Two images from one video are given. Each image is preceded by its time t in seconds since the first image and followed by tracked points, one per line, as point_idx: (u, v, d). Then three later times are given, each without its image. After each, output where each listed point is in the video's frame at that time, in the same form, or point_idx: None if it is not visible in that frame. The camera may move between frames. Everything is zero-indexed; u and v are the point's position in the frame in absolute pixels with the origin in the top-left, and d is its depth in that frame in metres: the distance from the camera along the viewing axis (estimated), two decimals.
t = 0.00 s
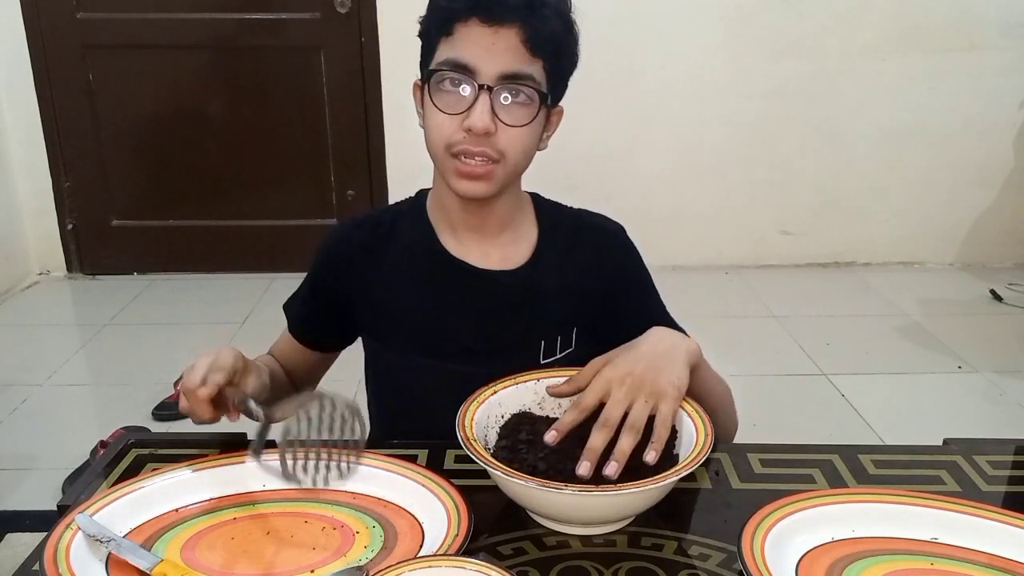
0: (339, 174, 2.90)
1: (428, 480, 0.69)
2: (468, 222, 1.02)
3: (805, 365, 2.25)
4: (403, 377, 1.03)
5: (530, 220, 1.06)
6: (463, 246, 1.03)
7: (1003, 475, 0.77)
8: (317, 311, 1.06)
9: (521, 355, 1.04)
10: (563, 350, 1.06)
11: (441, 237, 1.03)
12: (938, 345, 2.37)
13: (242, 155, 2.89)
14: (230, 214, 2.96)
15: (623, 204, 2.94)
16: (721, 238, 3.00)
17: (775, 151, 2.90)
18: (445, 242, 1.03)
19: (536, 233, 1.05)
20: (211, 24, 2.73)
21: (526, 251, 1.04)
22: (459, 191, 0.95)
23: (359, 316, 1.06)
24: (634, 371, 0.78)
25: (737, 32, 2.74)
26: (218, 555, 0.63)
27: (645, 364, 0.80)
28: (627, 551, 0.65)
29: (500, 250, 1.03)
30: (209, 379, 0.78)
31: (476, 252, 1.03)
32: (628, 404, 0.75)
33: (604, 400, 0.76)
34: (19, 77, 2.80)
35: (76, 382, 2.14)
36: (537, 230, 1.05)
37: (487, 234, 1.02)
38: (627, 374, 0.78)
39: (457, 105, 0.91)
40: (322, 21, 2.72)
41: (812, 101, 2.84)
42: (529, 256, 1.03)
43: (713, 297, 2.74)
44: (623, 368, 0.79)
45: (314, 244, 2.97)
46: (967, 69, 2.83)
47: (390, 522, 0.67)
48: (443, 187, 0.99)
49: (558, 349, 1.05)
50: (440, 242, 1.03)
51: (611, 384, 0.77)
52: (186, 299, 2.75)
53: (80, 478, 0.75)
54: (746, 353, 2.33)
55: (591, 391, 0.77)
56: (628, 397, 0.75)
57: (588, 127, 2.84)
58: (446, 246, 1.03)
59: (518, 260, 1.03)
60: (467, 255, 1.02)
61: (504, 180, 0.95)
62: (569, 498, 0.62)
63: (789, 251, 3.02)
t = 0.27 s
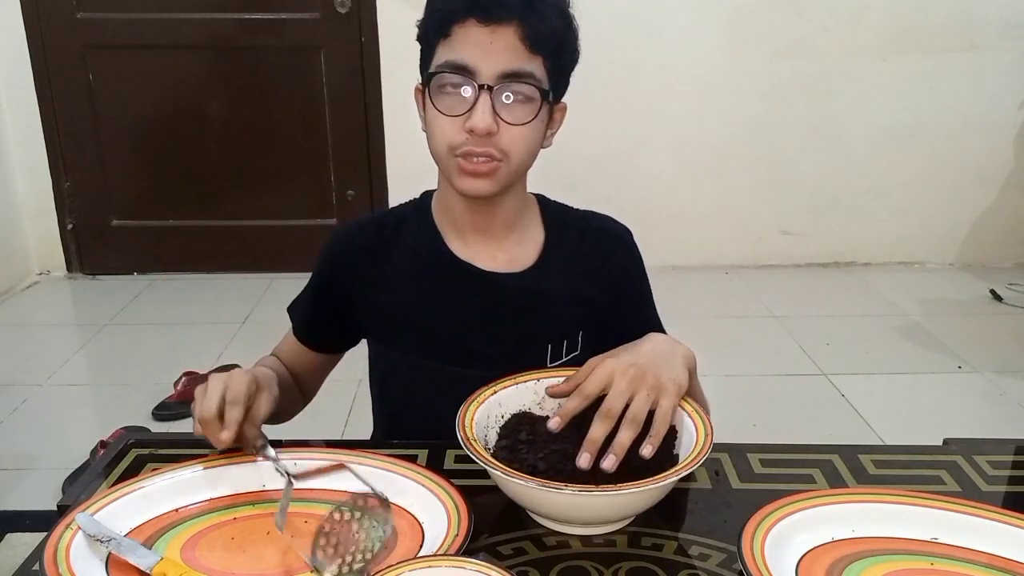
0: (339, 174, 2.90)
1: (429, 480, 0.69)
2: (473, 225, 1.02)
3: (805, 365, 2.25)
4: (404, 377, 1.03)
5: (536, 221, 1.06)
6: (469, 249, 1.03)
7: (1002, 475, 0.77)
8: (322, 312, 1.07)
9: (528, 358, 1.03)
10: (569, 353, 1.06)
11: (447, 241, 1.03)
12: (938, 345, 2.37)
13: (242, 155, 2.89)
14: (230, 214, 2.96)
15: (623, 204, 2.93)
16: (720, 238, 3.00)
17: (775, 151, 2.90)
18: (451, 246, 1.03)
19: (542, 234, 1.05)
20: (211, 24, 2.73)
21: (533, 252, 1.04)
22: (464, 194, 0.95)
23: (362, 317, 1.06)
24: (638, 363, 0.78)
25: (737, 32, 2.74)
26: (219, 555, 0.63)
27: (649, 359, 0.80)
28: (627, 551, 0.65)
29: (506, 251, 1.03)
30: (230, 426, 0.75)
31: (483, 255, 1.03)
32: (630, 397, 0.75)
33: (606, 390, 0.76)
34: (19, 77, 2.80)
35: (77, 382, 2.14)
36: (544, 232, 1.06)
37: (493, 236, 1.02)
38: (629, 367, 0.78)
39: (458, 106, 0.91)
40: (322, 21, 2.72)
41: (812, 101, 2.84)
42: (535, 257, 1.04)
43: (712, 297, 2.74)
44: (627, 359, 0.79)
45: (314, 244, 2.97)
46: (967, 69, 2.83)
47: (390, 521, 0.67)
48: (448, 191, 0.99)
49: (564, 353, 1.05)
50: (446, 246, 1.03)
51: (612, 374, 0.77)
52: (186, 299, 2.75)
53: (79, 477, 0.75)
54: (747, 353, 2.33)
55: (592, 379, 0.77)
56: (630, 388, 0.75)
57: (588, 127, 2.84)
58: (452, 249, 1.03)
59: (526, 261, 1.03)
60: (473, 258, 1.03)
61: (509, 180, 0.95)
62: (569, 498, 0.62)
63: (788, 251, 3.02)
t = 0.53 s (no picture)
0: (339, 174, 2.90)
1: (429, 480, 0.69)
2: (477, 224, 1.02)
3: (805, 365, 2.25)
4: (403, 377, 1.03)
5: (540, 220, 1.06)
6: (474, 248, 1.03)
7: (1002, 475, 0.77)
8: (327, 312, 1.06)
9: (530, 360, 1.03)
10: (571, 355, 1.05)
11: (452, 241, 1.04)
12: (938, 345, 2.37)
13: (242, 155, 2.89)
14: (230, 214, 2.96)
15: (622, 204, 2.93)
16: (720, 238, 3.00)
17: (775, 151, 2.90)
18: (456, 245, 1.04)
19: (546, 233, 1.06)
20: (211, 24, 2.73)
21: (537, 250, 1.04)
22: (467, 192, 0.95)
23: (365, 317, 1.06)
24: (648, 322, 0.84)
25: (738, 32, 2.74)
26: (218, 555, 0.63)
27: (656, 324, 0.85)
28: (627, 551, 0.65)
29: (510, 250, 1.04)
30: (250, 430, 0.74)
31: (487, 254, 1.03)
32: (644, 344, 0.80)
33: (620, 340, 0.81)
34: (19, 77, 2.80)
35: (77, 382, 2.14)
36: (548, 231, 1.06)
37: (498, 235, 1.03)
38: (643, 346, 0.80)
39: (460, 104, 0.91)
40: (322, 21, 2.72)
41: (812, 101, 2.84)
42: (538, 255, 1.04)
43: (712, 297, 2.74)
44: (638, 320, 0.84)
45: (314, 244, 2.97)
46: (967, 69, 2.83)
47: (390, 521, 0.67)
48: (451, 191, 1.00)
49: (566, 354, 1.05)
50: (451, 246, 1.03)
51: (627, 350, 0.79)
52: (186, 299, 2.75)
53: (80, 477, 0.75)
54: (746, 353, 2.33)
55: (610, 327, 0.82)
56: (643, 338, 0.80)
57: (588, 127, 2.84)
58: (456, 249, 1.03)
59: (530, 260, 1.03)
60: (478, 257, 1.03)
61: (513, 178, 0.95)
62: (569, 498, 0.62)
63: (788, 251, 3.02)
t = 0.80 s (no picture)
0: (339, 174, 2.90)
1: (429, 480, 0.69)
2: (479, 221, 1.02)
3: (805, 365, 2.25)
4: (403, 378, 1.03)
5: (540, 218, 1.06)
6: (476, 244, 1.03)
7: (1002, 475, 0.77)
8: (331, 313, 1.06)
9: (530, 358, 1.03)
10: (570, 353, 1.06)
11: (454, 237, 1.04)
12: (938, 345, 2.37)
13: (242, 155, 2.89)
14: (230, 214, 2.96)
15: (622, 204, 2.93)
16: (721, 238, 3.00)
17: (775, 151, 2.90)
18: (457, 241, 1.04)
19: (547, 232, 1.06)
20: (211, 24, 2.73)
21: (539, 247, 1.05)
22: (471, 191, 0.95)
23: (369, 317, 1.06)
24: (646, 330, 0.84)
25: (738, 32, 2.74)
26: (219, 555, 0.63)
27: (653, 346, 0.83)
28: (627, 551, 0.65)
29: (512, 247, 1.04)
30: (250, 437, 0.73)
31: (490, 251, 1.04)
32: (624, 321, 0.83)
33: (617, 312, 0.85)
34: (20, 77, 2.80)
35: (77, 382, 2.14)
36: (548, 229, 1.06)
37: (500, 232, 1.03)
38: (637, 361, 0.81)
39: (464, 105, 0.91)
40: (322, 21, 2.72)
41: (812, 101, 2.84)
42: (540, 253, 1.04)
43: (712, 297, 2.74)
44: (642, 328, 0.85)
45: (314, 244, 2.97)
46: (967, 69, 2.83)
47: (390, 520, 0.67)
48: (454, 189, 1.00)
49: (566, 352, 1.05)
50: (453, 242, 1.03)
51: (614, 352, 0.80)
52: (186, 299, 2.75)
53: (80, 477, 0.75)
54: (746, 353, 2.33)
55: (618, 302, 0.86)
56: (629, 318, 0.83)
57: (588, 127, 2.84)
58: (458, 245, 1.03)
59: (532, 257, 1.04)
60: (480, 252, 1.03)
61: (516, 178, 0.96)
62: (569, 498, 0.62)
63: (788, 251, 3.02)
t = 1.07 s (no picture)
0: (339, 174, 2.90)
1: (429, 479, 0.69)
2: (480, 217, 1.02)
3: (805, 365, 2.25)
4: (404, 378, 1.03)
5: (539, 212, 1.06)
6: (476, 239, 1.03)
7: (1003, 475, 0.77)
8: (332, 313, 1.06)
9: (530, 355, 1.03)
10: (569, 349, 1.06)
11: (453, 233, 1.04)
12: (937, 345, 2.37)
13: (242, 155, 2.89)
14: (229, 214, 2.96)
15: (622, 204, 2.93)
16: (721, 238, 3.00)
17: (775, 152, 2.90)
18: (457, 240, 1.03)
19: (546, 226, 1.05)
20: (211, 24, 2.73)
21: (538, 240, 1.04)
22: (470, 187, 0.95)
23: (372, 319, 1.06)
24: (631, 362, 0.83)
25: (738, 32, 2.74)
26: (219, 555, 0.63)
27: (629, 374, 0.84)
28: (627, 551, 0.65)
29: (511, 241, 1.04)
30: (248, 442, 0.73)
31: (491, 246, 1.03)
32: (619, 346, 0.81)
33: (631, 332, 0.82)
34: (20, 77, 2.80)
35: (76, 382, 2.14)
36: (547, 225, 1.05)
37: (501, 228, 1.03)
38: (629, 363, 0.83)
39: (462, 102, 0.91)
40: (322, 21, 2.72)
41: (812, 101, 2.84)
42: (539, 248, 1.04)
43: (712, 297, 2.74)
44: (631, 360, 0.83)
45: (314, 244, 2.97)
46: (967, 69, 2.83)
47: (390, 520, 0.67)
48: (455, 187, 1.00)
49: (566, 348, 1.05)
50: (453, 238, 1.03)
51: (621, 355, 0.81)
52: (186, 299, 2.75)
53: (80, 477, 0.75)
54: (746, 353, 2.33)
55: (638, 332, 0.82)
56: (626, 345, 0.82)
57: (588, 127, 2.84)
58: (458, 241, 1.03)
59: (531, 251, 1.04)
60: (480, 247, 1.03)
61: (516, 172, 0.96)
62: (569, 499, 0.62)
63: (788, 251, 3.03)
